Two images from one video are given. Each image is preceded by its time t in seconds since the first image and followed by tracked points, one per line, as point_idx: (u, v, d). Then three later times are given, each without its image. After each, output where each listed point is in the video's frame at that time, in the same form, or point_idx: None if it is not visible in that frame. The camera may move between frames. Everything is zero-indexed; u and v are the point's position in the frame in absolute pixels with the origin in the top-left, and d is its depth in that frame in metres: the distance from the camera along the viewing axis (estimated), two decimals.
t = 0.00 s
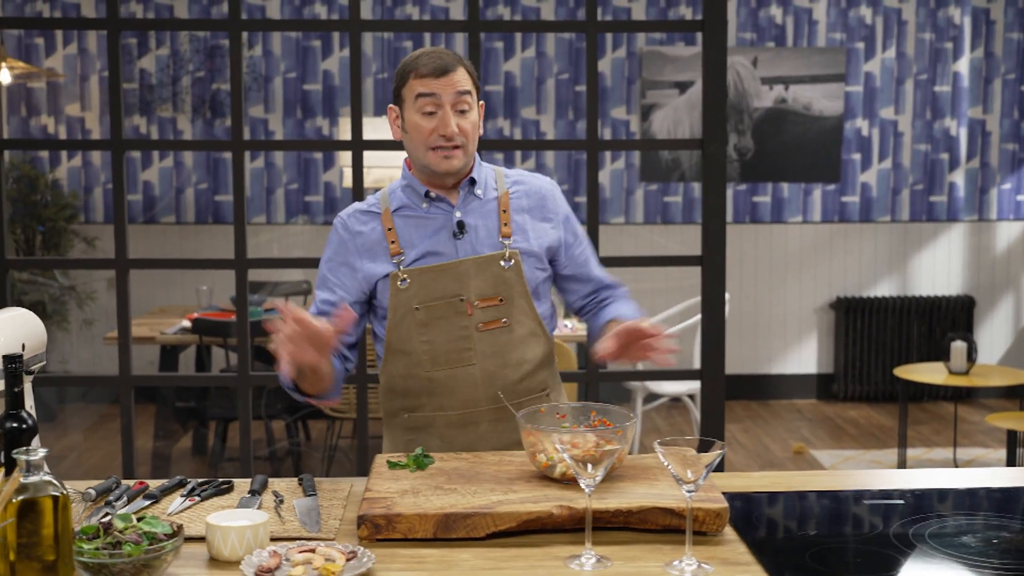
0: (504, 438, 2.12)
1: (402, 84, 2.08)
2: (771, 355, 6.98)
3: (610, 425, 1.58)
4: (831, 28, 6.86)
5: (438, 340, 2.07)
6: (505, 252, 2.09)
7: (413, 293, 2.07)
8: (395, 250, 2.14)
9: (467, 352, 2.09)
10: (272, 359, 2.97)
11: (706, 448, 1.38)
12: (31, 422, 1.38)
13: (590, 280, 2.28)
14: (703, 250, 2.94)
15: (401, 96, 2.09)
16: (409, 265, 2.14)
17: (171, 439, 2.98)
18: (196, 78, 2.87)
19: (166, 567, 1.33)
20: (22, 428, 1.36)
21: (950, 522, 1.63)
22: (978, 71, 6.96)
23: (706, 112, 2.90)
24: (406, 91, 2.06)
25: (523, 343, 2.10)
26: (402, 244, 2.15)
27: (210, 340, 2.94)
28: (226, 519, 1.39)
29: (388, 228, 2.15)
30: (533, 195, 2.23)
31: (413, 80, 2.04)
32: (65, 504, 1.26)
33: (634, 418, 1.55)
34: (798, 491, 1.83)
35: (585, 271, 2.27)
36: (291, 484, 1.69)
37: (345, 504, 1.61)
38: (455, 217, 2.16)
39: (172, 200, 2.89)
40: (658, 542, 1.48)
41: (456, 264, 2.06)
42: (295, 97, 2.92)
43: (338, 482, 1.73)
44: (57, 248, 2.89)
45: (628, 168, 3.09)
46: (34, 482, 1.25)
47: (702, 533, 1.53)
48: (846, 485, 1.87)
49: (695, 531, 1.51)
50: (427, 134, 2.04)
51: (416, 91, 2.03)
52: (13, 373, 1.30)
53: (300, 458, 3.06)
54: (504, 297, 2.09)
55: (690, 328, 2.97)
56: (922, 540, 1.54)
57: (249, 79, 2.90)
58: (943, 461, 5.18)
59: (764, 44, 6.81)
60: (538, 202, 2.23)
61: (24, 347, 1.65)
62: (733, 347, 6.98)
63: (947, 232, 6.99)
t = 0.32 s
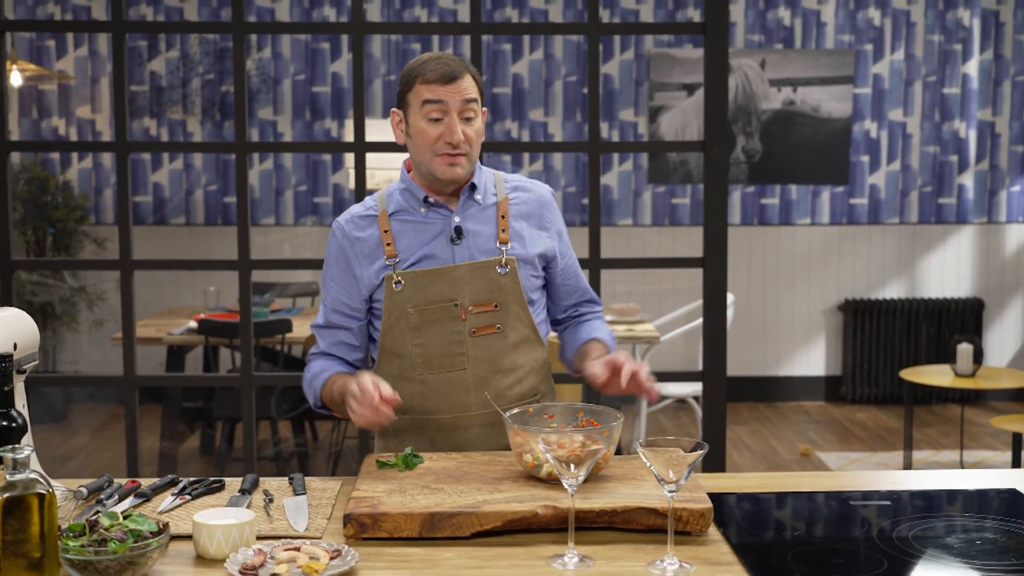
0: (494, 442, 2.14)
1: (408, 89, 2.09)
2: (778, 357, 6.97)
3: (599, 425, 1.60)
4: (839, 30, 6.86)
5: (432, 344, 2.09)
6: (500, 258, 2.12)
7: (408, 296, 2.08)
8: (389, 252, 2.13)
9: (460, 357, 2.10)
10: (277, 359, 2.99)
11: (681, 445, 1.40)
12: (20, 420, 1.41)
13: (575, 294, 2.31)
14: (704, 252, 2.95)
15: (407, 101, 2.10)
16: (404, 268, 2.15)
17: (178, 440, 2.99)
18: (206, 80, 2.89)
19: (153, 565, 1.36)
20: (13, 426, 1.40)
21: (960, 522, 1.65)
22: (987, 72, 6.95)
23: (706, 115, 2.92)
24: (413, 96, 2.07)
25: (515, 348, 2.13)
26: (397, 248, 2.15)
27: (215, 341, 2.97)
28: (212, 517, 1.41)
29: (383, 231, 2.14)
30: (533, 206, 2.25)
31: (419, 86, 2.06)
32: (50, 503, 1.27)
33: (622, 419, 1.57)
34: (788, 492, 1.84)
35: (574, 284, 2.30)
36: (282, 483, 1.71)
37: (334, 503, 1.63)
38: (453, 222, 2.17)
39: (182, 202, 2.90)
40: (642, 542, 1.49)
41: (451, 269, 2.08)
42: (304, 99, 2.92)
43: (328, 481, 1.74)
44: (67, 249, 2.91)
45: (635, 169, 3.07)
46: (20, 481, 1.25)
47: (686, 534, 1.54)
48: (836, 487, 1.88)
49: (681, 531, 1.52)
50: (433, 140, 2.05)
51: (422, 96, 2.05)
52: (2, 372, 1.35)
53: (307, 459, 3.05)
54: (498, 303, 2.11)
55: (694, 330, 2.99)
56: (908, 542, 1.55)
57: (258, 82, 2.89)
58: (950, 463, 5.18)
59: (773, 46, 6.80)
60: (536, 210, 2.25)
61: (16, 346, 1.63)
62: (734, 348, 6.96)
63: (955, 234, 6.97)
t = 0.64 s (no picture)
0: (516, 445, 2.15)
1: (448, 85, 2.04)
2: (792, 358, 6.95)
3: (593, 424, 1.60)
4: (855, 31, 6.84)
5: (457, 346, 2.11)
6: (528, 263, 2.11)
7: (434, 297, 2.09)
8: (419, 249, 2.12)
9: (484, 360, 2.11)
10: (289, 358, 3.01)
11: (673, 444, 1.41)
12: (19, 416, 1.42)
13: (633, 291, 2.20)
14: (713, 253, 2.97)
15: (445, 97, 2.05)
16: (433, 268, 2.14)
17: (191, 438, 3.03)
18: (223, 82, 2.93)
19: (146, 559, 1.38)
20: (10, 423, 1.41)
21: (961, 523, 1.66)
22: (1004, 73, 6.92)
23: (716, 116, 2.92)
24: (452, 93, 2.02)
25: (541, 353, 2.13)
26: (429, 245, 2.14)
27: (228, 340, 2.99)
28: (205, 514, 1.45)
29: (417, 228, 2.13)
30: (565, 206, 2.21)
31: (459, 83, 2.00)
32: (45, 498, 1.30)
33: (615, 418, 1.57)
34: (787, 492, 1.85)
35: (622, 282, 2.21)
36: (279, 480, 1.74)
37: (330, 501, 1.65)
38: (486, 224, 2.14)
39: (199, 201, 2.93)
40: (632, 540, 1.51)
41: (477, 273, 2.08)
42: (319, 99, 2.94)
43: (325, 478, 1.77)
44: (84, 248, 2.95)
45: (650, 170, 3.04)
46: (17, 477, 1.28)
47: (676, 532, 1.56)
48: (832, 487, 1.89)
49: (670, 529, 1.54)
50: (469, 140, 2.00)
51: (462, 94, 1.99)
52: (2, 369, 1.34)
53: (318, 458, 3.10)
54: (524, 308, 2.10)
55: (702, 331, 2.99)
56: (902, 543, 1.56)
57: (274, 82, 2.93)
58: (963, 466, 5.17)
59: (788, 46, 6.79)
60: (571, 210, 2.20)
61: (15, 344, 1.66)
62: (746, 350, 6.95)
63: (972, 235, 6.95)
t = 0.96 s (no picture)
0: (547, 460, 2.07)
1: (522, 89, 1.86)
2: (804, 359, 6.94)
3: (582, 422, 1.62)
4: (866, 31, 6.83)
5: (500, 357, 2.00)
6: (582, 282, 1.97)
7: (484, 305, 1.98)
8: (482, 253, 1.98)
9: (526, 375, 2.01)
10: (298, 357, 3.04)
11: (664, 447, 1.42)
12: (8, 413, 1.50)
13: (669, 309, 1.98)
14: (716, 253, 2.98)
15: (519, 101, 1.86)
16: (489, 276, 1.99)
17: (201, 438, 3.04)
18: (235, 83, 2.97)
19: (135, 554, 1.41)
20: None
21: (956, 523, 1.67)
22: (1017, 73, 6.90)
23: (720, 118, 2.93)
24: (526, 98, 1.83)
25: (586, 373, 2.02)
26: (492, 250, 2.00)
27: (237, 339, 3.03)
28: (195, 510, 1.46)
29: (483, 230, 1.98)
30: (626, 217, 2.04)
31: (535, 89, 1.82)
32: (34, 493, 1.33)
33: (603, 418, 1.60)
34: (784, 492, 1.86)
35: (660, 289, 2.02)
36: (273, 476, 1.76)
37: (320, 497, 1.68)
38: (548, 238, 2.00)
39: (210, 200, 2.94)
40: (618, 537, 1.53)
41: (529, 288, 1.96)
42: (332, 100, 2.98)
43: (318, 476, 1.79)
44: (97, 248, 2.99)
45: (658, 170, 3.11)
46: (6, 472, 1.31)
47: (661, 530, 1.59)
48: (824, 487, 1.91)
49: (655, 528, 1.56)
50: (540, 150, 1.82)
51: (535, 101, 1.81)
52: None
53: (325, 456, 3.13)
54: (573, 328, 1.99)
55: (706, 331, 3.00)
56: (887, 543, 1.57)
57: (286, 82, 2.96)
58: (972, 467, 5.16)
59: (799, 47, 6.79)
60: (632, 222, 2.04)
61: (13, 341, 1.69)
62: (755, 350, 6.94)
63: (984, 236, 6.92)
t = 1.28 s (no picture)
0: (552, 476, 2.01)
1: (548, 104, 1.75)
2: (811, 360, 6.94)
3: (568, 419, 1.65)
4: (873, 31, 6.82)
5: (514, 373, 1.94)
6: (602, 309, 1.87)
7: (501, 319, 1.91)
8: (502, 271, 1.91)
9: (537, 395, 1.94)
10: (302, 355, 3.07)
11: (636, 444, 1.44)
12: None
13: (693, 345, 1.85)
14: (717, 253, 2.99)
15: (546, 117, 1.76)
16: (507, 296, 1.93)
17: (206, 435, 3.08)
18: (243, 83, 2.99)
19: (121, 549, 1.44)
20: None
21: (944, 526, 1.67)
22: None
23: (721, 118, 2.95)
24: (551, 114, 1.73)
25: (601, 398, 1.94)
26: (513, 266, 1.92)
27: (242, 337, 3.05)
28: (181, 505, 1.48)
29: (505, 246, 1.91)
30: (656, 243, 1.91)
31: (558, 104, 1.71)
32: (20, 489, 1.35)
33: (587, 415, 1.64)
34: (779, 492, 1.87)
35: (687, 322, 1.88)
36: (263, 474, 1.79)
37: (309, 494, 1.70)
38: (571, 264, 1.91)
39: (219, 200, 2.97)
40: (601, 534, 1.55)
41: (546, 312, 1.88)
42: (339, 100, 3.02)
43: (308, 473, 1.81)
44: (106, 246, 3.02)
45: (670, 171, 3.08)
46: None
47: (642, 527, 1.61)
48: (811, 487, 1.92)
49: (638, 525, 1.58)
50: (562, 168, 1.71)
51: (558, 117, 1.70)
52: None
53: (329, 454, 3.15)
54: (590, 354, 1.89)
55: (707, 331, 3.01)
56: (867, 543, 1.58)
57: (294, 83, 2.98)
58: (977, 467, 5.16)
59: (805, 46, 6.79)
60: (663, 248, 1.91)
61: (4, 340, 1.71)
62: (761, 350, 6.95)
63: (992, 236, 6.91)
